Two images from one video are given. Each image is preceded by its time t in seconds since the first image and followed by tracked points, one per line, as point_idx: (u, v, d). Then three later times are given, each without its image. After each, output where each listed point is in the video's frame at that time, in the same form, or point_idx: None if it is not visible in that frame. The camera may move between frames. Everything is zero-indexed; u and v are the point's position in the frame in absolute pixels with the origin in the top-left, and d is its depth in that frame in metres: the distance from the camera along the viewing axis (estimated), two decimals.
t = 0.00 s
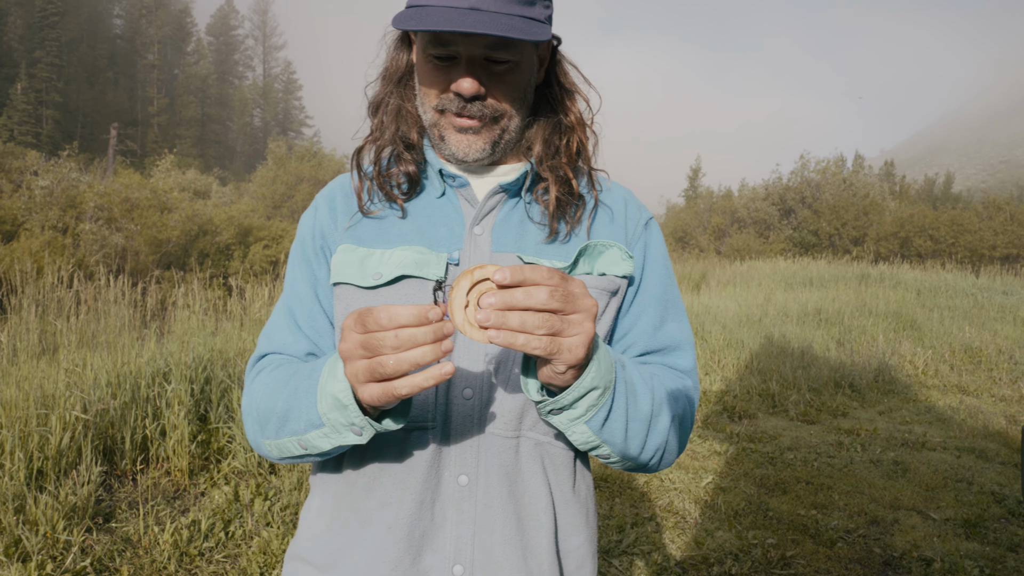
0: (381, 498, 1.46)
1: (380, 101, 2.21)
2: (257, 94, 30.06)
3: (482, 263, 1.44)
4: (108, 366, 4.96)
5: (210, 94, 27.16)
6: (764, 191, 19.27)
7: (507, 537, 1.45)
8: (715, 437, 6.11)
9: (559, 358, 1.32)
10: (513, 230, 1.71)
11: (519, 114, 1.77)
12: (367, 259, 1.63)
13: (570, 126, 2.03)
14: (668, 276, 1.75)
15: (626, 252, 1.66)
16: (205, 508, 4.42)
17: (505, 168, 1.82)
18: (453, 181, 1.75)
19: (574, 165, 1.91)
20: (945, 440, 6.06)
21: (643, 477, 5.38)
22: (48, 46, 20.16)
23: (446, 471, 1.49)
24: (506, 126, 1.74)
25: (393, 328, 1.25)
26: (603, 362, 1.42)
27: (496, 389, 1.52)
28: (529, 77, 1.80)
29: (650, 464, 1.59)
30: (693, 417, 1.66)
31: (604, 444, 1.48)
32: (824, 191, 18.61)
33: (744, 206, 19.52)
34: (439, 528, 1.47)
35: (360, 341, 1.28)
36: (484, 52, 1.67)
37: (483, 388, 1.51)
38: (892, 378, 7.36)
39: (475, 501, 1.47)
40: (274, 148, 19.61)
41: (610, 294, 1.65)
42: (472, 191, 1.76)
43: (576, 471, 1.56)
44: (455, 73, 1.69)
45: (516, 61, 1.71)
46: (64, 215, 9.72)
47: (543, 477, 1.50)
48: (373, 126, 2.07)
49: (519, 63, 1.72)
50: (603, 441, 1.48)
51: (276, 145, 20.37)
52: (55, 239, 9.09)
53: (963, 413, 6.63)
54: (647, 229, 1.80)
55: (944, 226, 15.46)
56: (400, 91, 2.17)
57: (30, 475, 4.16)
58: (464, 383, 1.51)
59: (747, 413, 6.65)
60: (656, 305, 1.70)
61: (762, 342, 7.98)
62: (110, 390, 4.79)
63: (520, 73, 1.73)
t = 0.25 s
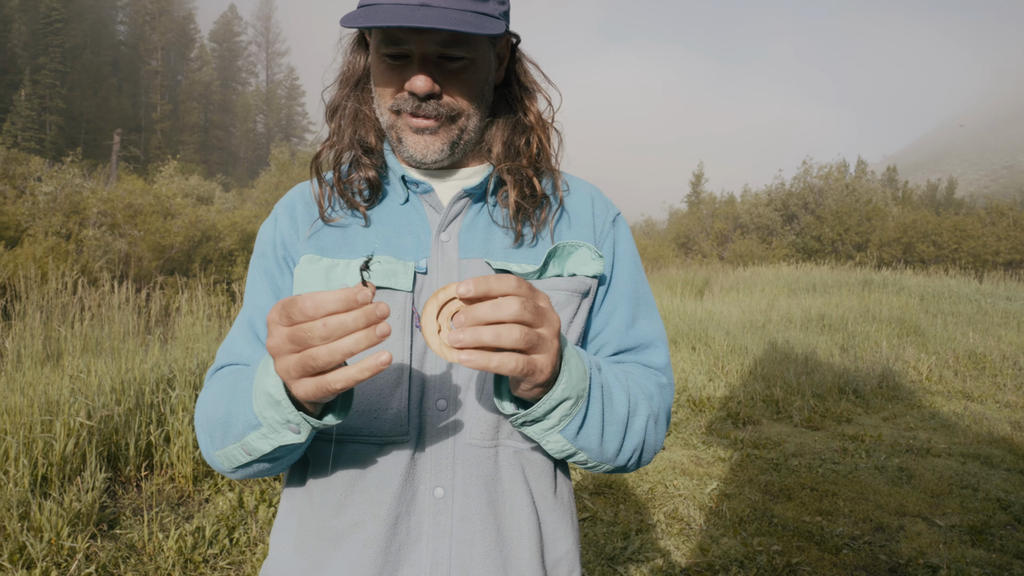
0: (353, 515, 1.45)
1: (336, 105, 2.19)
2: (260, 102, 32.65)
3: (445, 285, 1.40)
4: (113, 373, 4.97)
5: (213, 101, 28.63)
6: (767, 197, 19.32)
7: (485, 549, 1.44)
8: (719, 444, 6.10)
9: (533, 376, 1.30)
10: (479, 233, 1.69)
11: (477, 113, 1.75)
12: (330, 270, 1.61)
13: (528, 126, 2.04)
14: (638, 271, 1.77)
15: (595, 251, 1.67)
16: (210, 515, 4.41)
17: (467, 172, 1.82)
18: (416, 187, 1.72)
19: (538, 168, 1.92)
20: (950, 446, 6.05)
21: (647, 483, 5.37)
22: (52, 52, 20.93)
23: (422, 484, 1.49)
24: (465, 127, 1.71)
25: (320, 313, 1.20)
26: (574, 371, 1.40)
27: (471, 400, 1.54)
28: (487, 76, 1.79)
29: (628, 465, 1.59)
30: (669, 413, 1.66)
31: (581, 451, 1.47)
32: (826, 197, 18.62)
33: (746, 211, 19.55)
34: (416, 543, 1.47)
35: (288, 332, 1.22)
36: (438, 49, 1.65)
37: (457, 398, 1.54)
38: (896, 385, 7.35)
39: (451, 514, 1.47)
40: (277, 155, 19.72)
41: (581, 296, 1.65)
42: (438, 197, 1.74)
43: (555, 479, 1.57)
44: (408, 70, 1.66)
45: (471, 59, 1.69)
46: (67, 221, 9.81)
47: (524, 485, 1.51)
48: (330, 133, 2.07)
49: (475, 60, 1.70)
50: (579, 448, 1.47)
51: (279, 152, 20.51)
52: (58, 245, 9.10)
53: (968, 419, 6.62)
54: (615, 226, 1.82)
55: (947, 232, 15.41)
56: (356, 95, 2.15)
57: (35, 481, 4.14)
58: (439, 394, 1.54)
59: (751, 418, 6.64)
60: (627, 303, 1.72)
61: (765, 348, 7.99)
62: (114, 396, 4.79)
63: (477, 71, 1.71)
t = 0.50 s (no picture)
0: (351, 527, 1.45)
1: (331, 108, 2.23)
2: (272, 111, 34.13)
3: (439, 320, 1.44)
4: (129, 381, 5.01)
5: (229, 110, 30.23)
6: (781, 204, 19.23)
7: (491, 559, 1.44)
8: (735, 452, 6.06)
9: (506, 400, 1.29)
10: (479, 235, 1.69)
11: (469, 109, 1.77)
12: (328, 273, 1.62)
13: (524, 125, 2.03)
14: (643, 269, 1.75)
15: (598, 250, 1.66)
16: (225, 522, 4.42)
17: (463, 174, 1.82)
18: (413, 190, 1.72)
19: (537, 167, 1.90)
20: (969, 455, 6.00)
21: (663, 492, 5.34)
22: (70, 63, 21.51)
23: (427, 495, 1.49)
24: (459, 125, 1.73)
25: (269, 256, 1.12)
26: (567, 377, 1.37)
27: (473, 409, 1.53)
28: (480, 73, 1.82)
29: (637, 470, 1.54)
30: (679, 415, 1.62)
31: (580, 458, 1.43)
32: (840, 204, 18.52)
33: (760, 218, 19.45)
34: (422, 554, 1.47)
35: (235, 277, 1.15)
36: (428, 47, 1.69)
37: (461, 407, 1.54)
38: (914, 393, 7.29)
39: (457, 525, 1.46)
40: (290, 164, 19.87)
41: (585, 296, 1.63)
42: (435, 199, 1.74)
43: (562, 488, 1.56)
44: (398, 68, 1.71)
45: (462, 53, 1.73)
46: (84, 229, 9.84)
47: (528, 491, 1.50)
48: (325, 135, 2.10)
49: (467, 54, 1.74)
50: (577, 454, 1.43)
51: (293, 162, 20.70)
52: (75, 253, 9.08)
53: (987, 427, 6.56)
54: (619, 224, 1.80)
55: (963, 238, 15.38)
56: (350, 97, 2.18)
57: (52, 488, 4.15)
58: (442, 402, 1.54)
59: (767, 426, 6.60)
60: (633, 302, 1.70)
61: (781, 355, 7.97)
62: (131, 404, 4.84)
63: (468, 64, 1.75)
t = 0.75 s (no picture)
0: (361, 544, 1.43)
1: (361, 104, 2.22)
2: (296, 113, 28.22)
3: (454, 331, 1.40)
4: (149, 386, 5.09)
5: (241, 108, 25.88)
6: (797, 207, 19.05)
7: None
8: (752, 457, 6.00)
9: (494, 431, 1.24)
10: (508, 241, 1.68)
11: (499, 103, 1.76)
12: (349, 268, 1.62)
13: (561, 125, 2.01)
14: (684, 285, 1.68)
15: (633, 261, 1.64)
16: (243, 524, 4.40)
17: (492, 176, 1.80)
18: (441, 190, 1.72)
19: (570, 171, 1.87)
20: (990, 461, 5.91)
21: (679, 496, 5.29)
22: (89, 67, 21.88)
23: (442, 514, 1.46)
24: (488, 120, 1.73)
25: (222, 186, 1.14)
26: (574, 404, 1.32)
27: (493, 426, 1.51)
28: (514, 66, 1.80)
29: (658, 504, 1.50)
30: (712, 446, 1.55)
31: (590, 490, 1.40)
32: (858, 206, 18.36)
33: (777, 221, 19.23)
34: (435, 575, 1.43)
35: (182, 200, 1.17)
36: (459, 37, 1.68)
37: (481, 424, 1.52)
38: (933, 398, 7.19)
39: (472, 545, 1.43)
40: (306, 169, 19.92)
41: (618, 309, 1.60)
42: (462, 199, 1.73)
43: (581, 515, 1.52)
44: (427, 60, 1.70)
45: (494, 43, 1.71)
46: (103, 232, 9.90)
47: (542, 515, 1.48)
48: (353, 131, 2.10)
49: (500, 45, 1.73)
50: (587, 486, 1.40)
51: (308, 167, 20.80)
52: (94, 257, 9.23)
53: (1009, 432, 6.46)
54: (658, 235, 1.75)
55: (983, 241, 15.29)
56: (381, 91, 2.16)
57: (72, 490, 4.15)
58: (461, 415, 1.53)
59: (784, 431, 6.54)
60: (671, 319, 1.64)
61: (799, 359, 7.91)
62: (149, 406, 4.92)
63: (501, 55, 1.73)
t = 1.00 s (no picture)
0: None
1: (475, 140, 2.52)
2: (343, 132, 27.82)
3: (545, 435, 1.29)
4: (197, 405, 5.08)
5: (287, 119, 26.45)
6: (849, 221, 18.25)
7: None
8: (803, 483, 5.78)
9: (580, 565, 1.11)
10: (629, 306, 1.76)
11: (619, 141, 1.91)
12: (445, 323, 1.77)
13: (698, 173, 2.12)
14: (842, 378, 1.68)
15: (780, 343, 1.63)
16: (288, 548, 4.33)
17: (610, 227, 1.91)
18: (554, 242, 1.85)
19: (706, 228, 1.92)
20: None
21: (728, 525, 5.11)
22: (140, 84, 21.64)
23: None
24: (606, 162, 1.87)
25: (222, 209, 1.28)
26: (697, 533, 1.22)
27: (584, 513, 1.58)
28: (638, 101, 1.94)
29: None
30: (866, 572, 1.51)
31: None
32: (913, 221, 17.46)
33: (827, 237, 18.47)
34: None
35: (189, 231, 1.31)
36: (576, 65, 1.86)
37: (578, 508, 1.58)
38: (993, 422, 6.81)
39: None
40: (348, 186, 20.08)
41: (760, 400, 1.62)
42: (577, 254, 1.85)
43: None
44: (542, 90, 1.89)
45: (614, 73, 1.87)
46: (154, 251, 9.97)
47: None
48: (468, 168, 2.39)
49: (618, 74, 1.88)
50: None
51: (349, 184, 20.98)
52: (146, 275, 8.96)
53: None
54: (811, 310, 1.76)
55: None
56: (498, 129, 2.44)
57: (124, 512, 4.15)
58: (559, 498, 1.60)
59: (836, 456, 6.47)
60: (826, 416, 1.64)
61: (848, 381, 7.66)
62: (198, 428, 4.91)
63: (622, 83, 1.88)
